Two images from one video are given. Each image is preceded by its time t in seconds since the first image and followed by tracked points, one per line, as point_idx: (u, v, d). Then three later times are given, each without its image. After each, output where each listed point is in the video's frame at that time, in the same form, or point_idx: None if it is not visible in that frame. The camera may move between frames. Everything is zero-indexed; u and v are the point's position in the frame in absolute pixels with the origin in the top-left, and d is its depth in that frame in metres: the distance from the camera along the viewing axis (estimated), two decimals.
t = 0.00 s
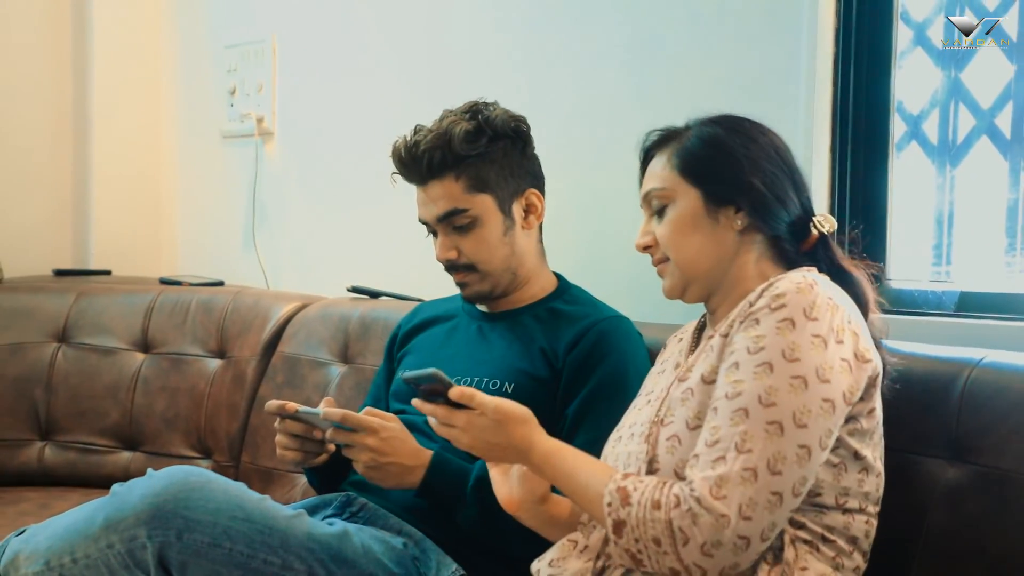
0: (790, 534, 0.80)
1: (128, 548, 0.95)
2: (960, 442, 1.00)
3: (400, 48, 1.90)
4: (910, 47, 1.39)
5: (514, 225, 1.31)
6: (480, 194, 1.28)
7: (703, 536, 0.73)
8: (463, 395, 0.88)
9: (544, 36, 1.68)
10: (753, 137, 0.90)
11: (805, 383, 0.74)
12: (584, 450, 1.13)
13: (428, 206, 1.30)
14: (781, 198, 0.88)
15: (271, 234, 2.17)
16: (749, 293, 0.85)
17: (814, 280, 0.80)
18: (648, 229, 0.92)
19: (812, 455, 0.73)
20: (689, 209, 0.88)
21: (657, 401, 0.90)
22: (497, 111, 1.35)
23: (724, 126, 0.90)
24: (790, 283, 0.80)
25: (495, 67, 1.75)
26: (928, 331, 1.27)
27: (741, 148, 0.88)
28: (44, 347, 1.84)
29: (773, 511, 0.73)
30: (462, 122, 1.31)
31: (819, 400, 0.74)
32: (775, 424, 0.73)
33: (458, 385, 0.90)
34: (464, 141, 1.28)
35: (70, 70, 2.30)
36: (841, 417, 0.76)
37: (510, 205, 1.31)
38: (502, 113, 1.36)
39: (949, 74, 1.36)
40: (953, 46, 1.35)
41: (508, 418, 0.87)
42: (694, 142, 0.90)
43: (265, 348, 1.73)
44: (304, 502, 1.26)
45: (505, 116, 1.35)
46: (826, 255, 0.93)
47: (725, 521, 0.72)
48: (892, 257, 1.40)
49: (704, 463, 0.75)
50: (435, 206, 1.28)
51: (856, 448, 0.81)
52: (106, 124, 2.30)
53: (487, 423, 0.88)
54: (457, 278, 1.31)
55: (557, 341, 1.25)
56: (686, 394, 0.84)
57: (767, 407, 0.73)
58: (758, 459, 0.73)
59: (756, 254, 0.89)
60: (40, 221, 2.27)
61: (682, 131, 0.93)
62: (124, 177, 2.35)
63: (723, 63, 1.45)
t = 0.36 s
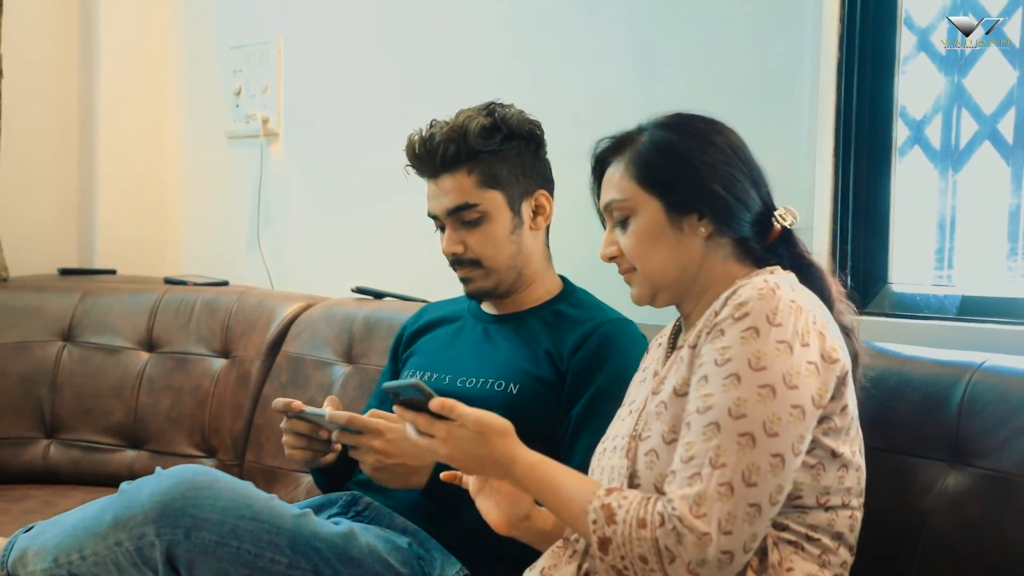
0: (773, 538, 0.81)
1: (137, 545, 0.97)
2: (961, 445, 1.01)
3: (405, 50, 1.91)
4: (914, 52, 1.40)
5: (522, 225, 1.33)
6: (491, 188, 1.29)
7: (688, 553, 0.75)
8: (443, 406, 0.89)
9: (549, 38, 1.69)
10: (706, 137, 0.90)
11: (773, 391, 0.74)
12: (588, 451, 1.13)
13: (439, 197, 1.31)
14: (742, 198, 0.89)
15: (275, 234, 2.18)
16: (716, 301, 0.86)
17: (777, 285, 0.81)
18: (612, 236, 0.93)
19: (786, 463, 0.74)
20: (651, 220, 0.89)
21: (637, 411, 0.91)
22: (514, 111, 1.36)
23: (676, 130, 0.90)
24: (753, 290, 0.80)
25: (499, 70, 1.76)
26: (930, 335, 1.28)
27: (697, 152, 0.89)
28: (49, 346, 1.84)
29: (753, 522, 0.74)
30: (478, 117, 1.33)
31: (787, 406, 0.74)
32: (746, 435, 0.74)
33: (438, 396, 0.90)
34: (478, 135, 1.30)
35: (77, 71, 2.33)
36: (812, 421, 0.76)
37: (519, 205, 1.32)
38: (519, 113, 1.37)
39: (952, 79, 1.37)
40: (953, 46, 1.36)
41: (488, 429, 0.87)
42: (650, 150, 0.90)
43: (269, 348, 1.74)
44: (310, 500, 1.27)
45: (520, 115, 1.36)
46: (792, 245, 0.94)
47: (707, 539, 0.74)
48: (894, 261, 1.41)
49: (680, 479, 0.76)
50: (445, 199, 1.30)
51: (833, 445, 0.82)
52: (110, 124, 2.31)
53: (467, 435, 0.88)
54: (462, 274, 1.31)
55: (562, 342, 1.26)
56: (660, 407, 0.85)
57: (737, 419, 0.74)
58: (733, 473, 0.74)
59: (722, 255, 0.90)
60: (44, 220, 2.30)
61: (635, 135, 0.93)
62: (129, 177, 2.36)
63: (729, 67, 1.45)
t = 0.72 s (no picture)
0: (761, 528, 0.81)
1: (150, 540, 0.98)
2: (968, 445, 1.02)
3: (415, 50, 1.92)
4: (923, 54, 1.40)
5: (527, 227, 1.33)
6: (496, 194, 1.30)
7: (654, 535, 0.76)
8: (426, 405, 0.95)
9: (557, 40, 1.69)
10: (682, 146, 0.91)
11: (744, 379, 0.75)
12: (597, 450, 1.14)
13: (443, 204, 1.32)
14: (717, 206, 0.89)
15: (286, 234, 2.19)
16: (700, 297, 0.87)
17: (758, 279, 0.82)
18: (599, 240, 0.96)
19: (756, 450, 0.75)
20: (626, 228, 0.91)
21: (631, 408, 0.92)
22: (516, 114, 1.37)
23: (655, 139, 0.92)
24: (735, 285, 0.82)
25: (509, 70, 1.77)
26: (938, 337, 1.28)
27: (672, 163, 0.90)
28: (60, 344, 1.85)
29: (722, 508, 0.75)
30: (482, 122, 1.34)
31: (758, 394, 0.75)
32: (715, 422, 0.75)
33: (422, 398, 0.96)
34: (481, 141, 1.30)
35: (87, 71, 2.34)
36: (788, 410, 0.76)
37: (524, 208, 1.33)
38: (523, 117, 1.38)
39: (961, 81, 1.37)
40: (957, 46, 1.37)
41: (469, 423, 0.93)
42: (628, 160, 0.92)
43: (278, 347, 1.75)
44: (320, 497, 1.28)
45: (524, 120, 1.37)
46: (780, 245, 0.94)
47: (671, 520, 0.75)
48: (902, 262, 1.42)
49: (653, 466, 0.78)
50: (450, 206, 1.31)
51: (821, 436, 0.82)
52: (121, 124, 2.33)
53: (449, 431, 0.94)
54: (468, 278, 1.32)
55: (570, 344, 1.26)
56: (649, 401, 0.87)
57: (707, 407, 0.76)
58: (701, 458, 0.75)
59: (700, 260, 0.91)
60: (56, 220, 2.32)
61: (621, 142, 0.95)
62: (140, 176, 2.37)
63: (739, 70, 1.46)
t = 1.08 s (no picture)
0: (771, 517, 0.82)
1: (176, 527, 1.00)
2: (989, 441, 1.02)
3: (437, 43, 1.93)
4: (947, 49, 1.40)
5: (542, 222, 1.34)
6: (513, 188, 1.31)
7: (660, 524, 0.78)
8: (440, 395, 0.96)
9: (579, 33, 1.69)
10: (692, 139, 0.91)
11: (746, 369, 0.76)
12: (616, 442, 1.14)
13: (460, 194, 1.33)
14: (725, 200, 0.90)
15: (308, 226, 2.20)
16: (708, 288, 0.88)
17: (763, 269, 0.82)
18: (611, 231, 0.97)
19: (758, 438, 0.76)
20: (634, 218, 0.92)
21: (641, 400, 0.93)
22: (535, 108, 1.37)
23: (667, 132, 0.92)
24: (739, 275, 0.82)
25: (530, 64, 1.77)
26: (960, 333, 1.28)
27: (681, 156, 0.91)
28: (84, 333, 1.87)
29: (727, 496, 0.76)
30: (500, 115, 1.34)
31: (761, 383, 0.76)
32: (717, 412, 0.76)
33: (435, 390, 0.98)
34: (497, 135, 1.31)
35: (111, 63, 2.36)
36: (789, 398, 0.77)
37: (539, 203, 1.33)
38: (542, 111, 1.38)
39: (985, 77, 1.37)
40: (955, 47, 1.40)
41: (481, 412, 0.94)
42: (639, 152, 0.93)
43: (300, 338, 1.76)
44: (343, 486, 1.29)
45: (543, 114, 1.37)
46: (790, 240, 0.94)
47: (674, 509, 0.77)
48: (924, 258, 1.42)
49: (659, 455, 0.79)
50: (466, 196, 1.32)
51: (830, 425, 0.82)
52: (145, 115, 2.35)
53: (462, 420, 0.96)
54: (485, 272, 1.34)
55: (589, 339, 1.27)
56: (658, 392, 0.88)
57: (709, 396, 0.77)
58: (704, 448, 0.76)
59: (706, 253, 0.92)
60: (80, 211, 2.35)
61: (635, 135, 0.96)
62: (165, 168, 2.39)
63: (763, 62, 1.46)
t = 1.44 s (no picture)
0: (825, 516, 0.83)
1: (208, 509, 1.01)
2: None
3: (466, 29, 1.92)
4: (983, 34, 1.38)
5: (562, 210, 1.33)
6: (529, 179, 1.30)
7: (794, 536, 0.74)
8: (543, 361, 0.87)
9: (609, 18, 1.68)
10: (731, 127, 0.90)
11: (848, 369, 0.76)
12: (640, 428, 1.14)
13: (480, 187, 1.33)
14: (766, 187, 0.89)
15: (335, 211, 2.20)
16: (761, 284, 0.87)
17: (822, 264, 0.82)
18: (650, 221, 0.97)
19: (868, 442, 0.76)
20: (674, 208, 0.92)
21: (686, 390, 0.93)
22: (553, 96, 1.36)
23: (704, 120, 0.92)
24: (800, 270, 0.82)
25: (558, 50, 1.76)
26: (993, 322, 1.27)
27: (720, 145, 0.90)
28: (115, 317, 1.89)
29: (849, 503, 0.75)
30: (516, 106, 1.33)
31: (864, 384, 0.76)
32: (835, 416, 0.75)
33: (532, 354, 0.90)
34: (514, 125, 1.30)
35: (141, 49, 2.39)
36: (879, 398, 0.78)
37: (558, 193, 1.32)
38: (560, 98, 1.37)
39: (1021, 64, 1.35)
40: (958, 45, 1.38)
41: (583, 389, 0.87)
42: (676, 142, 0.93)
43: (329, 323, 1.77)
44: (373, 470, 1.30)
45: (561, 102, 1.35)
46: (832, 229, 0.93)
47: (813, 522, 0.74)
48: (957, 246, 1.40)
49: (772, 462, 0.76)
50: (485, 188, 1.32)
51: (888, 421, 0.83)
52: (175, 102, 2.36)
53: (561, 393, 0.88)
54: (508, 261, 1.34)
55: (614, 326, 1.26)
56: (710, 386, 0.87)
57: (822, 400, 0.75)
58: (827, 455, 0.74)
59: (747, 242, 0.91)
60: (110, 194, 2.38)
61: (670, 125, 0.96)
62: (196, 154, 2.41)
63: (794, 48, 1.45)
